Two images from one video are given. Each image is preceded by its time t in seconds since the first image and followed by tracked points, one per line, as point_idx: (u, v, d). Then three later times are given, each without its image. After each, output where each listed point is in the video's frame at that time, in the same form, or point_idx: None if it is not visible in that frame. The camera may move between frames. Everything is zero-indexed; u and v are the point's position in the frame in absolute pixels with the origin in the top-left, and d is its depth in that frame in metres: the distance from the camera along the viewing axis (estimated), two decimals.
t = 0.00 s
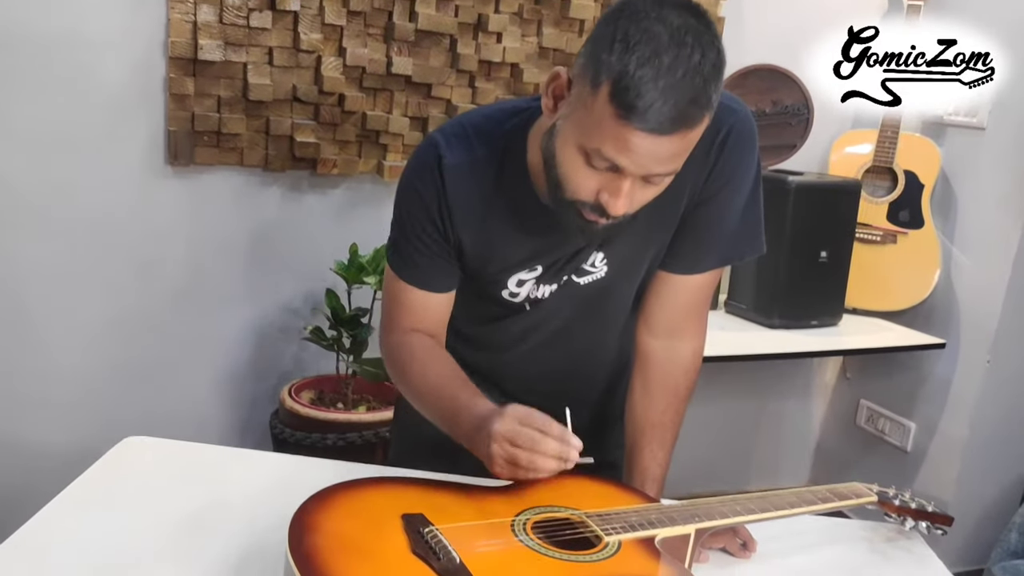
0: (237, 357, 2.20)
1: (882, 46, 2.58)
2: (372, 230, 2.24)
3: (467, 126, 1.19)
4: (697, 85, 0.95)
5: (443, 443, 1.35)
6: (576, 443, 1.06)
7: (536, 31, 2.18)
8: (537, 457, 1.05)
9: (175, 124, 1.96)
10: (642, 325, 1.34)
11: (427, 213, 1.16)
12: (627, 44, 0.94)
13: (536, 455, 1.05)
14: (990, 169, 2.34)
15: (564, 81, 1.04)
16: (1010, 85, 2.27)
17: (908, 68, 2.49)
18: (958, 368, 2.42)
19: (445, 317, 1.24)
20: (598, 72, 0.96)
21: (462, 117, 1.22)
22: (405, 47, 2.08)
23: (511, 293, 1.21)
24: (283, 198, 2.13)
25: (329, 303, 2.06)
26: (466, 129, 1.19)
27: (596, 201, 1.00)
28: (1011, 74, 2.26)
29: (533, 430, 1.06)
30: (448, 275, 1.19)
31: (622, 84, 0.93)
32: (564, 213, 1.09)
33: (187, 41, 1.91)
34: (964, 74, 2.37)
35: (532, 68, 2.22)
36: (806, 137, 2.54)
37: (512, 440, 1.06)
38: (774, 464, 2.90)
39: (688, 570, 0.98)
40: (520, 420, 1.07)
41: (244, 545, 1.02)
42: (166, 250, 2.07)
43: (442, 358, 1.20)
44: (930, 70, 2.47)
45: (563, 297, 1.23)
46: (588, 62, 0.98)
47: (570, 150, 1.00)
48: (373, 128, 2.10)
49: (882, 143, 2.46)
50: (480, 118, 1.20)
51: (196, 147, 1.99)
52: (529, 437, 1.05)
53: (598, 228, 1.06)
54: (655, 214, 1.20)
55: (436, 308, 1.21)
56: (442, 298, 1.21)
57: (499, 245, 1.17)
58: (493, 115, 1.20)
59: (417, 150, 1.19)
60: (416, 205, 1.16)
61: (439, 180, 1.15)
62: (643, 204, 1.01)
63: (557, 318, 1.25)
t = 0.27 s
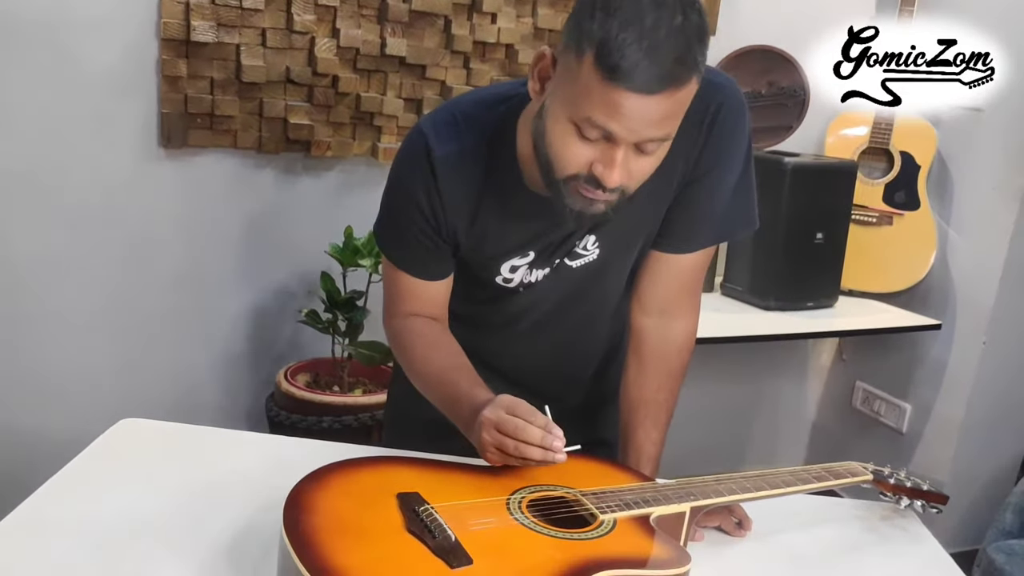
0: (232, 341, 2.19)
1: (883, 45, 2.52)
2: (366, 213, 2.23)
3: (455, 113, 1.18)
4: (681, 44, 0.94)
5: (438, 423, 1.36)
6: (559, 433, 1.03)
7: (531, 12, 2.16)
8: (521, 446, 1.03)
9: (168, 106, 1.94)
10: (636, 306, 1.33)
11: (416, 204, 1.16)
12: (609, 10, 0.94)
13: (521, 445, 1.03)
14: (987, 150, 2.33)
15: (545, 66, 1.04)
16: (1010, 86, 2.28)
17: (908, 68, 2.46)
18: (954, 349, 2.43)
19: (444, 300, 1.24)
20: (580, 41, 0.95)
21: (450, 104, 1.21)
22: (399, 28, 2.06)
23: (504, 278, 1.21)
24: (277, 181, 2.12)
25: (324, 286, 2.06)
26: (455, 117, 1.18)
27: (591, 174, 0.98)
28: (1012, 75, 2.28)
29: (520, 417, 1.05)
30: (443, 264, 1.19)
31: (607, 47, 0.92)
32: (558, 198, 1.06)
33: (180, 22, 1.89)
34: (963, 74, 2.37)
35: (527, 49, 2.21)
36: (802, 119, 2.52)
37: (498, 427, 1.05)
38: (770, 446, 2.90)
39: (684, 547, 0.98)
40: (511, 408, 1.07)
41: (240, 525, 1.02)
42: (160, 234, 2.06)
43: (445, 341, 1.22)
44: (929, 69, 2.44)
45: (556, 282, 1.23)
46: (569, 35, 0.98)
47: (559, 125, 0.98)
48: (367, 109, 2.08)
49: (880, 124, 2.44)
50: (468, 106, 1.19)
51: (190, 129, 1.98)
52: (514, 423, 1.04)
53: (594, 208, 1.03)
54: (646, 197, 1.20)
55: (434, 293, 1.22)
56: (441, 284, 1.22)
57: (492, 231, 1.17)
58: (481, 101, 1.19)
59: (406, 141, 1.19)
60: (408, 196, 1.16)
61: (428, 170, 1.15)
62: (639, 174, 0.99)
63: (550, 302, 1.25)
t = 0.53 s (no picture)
0: (230, 333, 2.20)
1: (882, 45, 2.51)
2: (363, 205, 2.23)
3: (449, 100, 1.21)
4: None
5: (434, 414, 1.36)
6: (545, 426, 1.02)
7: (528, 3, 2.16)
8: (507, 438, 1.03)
9: (164, 98, 1.94)
10: (630, 298, 1.33)
11: (410, 189, 1.17)
12: None
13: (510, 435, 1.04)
14: (983, 140, 2.34)
15: (512, 33, 1.12)
16: (1011, 86, 2.28)
17: (908, 68, 2.45)
18: (949, 339, 2.43)
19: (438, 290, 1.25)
20: None
21: (444, 92, 1.24)
22: (395, 19, 2.06)
23: (498, 267, 1.22)
24: (274, 172, 2.12)
25: (321, 278, 2.06)
26: (449, 103, 1.21)
27: (571, 99, 1.03)
28: (1012, 74, 2.28)
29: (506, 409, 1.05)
30: (436, 250, 1.20)
31: None
32: (548, 155, 1.10)
33: (175, 13, 1.89)
34: (963, 74, 2.36)
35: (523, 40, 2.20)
36: (799, 110, 2.52)
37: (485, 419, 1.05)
38: (766, 436, 2.91)
39: (679, 536, 0.99)
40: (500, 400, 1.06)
41: (239, 514, 1.03)
42: (157, 225, 2.06)
43: (436, 331, 1.22)
44: (929, 69, 2.43)
45: (549, 271, 1.23)
46: None
47: (531, 59, 1.04)
48: (363, 101, 2.08)
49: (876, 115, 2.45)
50: (462, 93, 1.22)
51: (186, 121, 1.97)
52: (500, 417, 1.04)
53: (584, 146, 1.06)
54: (638, 186, 1.20)
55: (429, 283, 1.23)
56: (433, 271, 1.22)
57: (485, 218, 1.18)
58: (475, 90, 1.22)
59: (400, 127, 1.21)
60: (402, 182, 1.18)
61: (423, 155, 1.17)
62: (616, 93, 1.04)
63: (543, 292, 1.25)
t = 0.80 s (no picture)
0: (228, 330, 2.20)
1: (882, 45, 2.51)
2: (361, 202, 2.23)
3: (444, 98, 1.22)
4: None
5: (431, 412, 1.37)
6: (544, 426, 1.03)
7: None
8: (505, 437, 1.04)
9: (163, 95, 1.94)
10: (625, 296, 1.34)
11: (405, 187, 1.18)
12: None
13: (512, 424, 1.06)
14: (979, 138, 2.34)
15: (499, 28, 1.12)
16: (1011, 86, 2.27)
17: (908, 68, 2.45)
18: (946, 335, 2.44)
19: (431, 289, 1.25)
20: None
21: (440, 91, 1.25)
22: (393, 16, 2.06)
23: (492, 265, 1.22)
24: (273, 170, 2.12)
25: (319, 275, 2.06)
26: (444, 102, 1.22)
27: (556, 90, 1.04)
28: (1012, 74, 2.27)
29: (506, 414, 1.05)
30: (430, 249, 1.21)
31: None
32: (535, 150, 1.10)
33: (173, 11, 1.89)
34: (963, 74, 2.36)
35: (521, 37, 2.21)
36: (797, 107, 2.51)
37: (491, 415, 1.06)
38: (764, 432, 2.92)
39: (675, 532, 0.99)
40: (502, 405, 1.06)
41: (238, 511, 1.03)
42: (156, 223, 2.06)
43: (429, 330, 1.22)
44: (929, 69, 2.43)
45: (543, 270, 1.23)
46: None
47: (515, 51, 1.05)
48: (361, 98, 2.08)
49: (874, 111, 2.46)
50: (458, 92, 1.23)
51: (184, 118, 1.98)
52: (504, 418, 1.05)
53: (569, 140, 1.07)
54: (631, 185, 1.21)
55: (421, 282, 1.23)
56: (428, 271, 1.23)
57: (479, 216, 1.19)
58: (469, 89, 1.23)
59: (396, 126, 1.22)
60: (397, 180, 1.18)
61: (418, 154, 1.18)
62: (601, 84, 1.04)
63: (537, 291, 1.26)
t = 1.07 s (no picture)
0: (226, 329, 2.20)
1: (882, 45, 2.51)
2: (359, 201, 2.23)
3: (438, 97, 1.23)
4: None
5: (428, 411, 1.37)
6: (543, 414, 1.04)
7: None
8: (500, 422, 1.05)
9: (160, 95, 1.95)
10: (620, 295, 1.34)
11: (400, 186, 1.18)
12: None
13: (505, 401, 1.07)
14: (976, 138, 2.34)
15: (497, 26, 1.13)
16: (1011, 86, 2.26)
17: (908, 68, 2.45)
18: (943, 335, 2.44)
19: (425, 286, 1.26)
20: None
21: (435, 91, 1.25)
22: (391, 15, 2.06)
23: (487, 265, 1.22)
24: (270, 169, 2.12)
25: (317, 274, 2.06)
26: (437, 101, 1.22)
27: (552, 87, 1.04)
28: (1011, 74, 2.26)
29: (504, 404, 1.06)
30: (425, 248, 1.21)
31: None
32: (528, 147, 1.10)
33: (171, 11, 1.89)
34: (963, 74, 2.36)
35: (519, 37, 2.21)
36: (794, 106, 2.52)
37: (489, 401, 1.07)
38: (761, 431, 2.92)
39: (671, 531, 1.00)
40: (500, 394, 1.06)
41: (235, 510, 1.04)
42: (154, 222, 2.06)
43: (424, 325, 1.23)
44: (929, 69, 2.43)
45: (538, 269, 1.24)
46: None
47: (513, 48, 1.06)
48: (359, 98, 2.08)
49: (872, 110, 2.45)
50: (452, 92, 1.23)
51: (182, 118, 1.98)
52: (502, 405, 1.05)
53: (564, 140, 1.07)
54: (626, 185, 1.21)
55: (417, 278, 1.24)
56: (422, 270, 1.23)
57: (473, 216, 1.19)
58: (463, 88, 1.24)
59: (390, 126, 1.23)
60: (391, 179, 1.19)
61: (412, 152, 1.18)
62: (597, 82, 1.05)
63: (532, 290, 1.26)
